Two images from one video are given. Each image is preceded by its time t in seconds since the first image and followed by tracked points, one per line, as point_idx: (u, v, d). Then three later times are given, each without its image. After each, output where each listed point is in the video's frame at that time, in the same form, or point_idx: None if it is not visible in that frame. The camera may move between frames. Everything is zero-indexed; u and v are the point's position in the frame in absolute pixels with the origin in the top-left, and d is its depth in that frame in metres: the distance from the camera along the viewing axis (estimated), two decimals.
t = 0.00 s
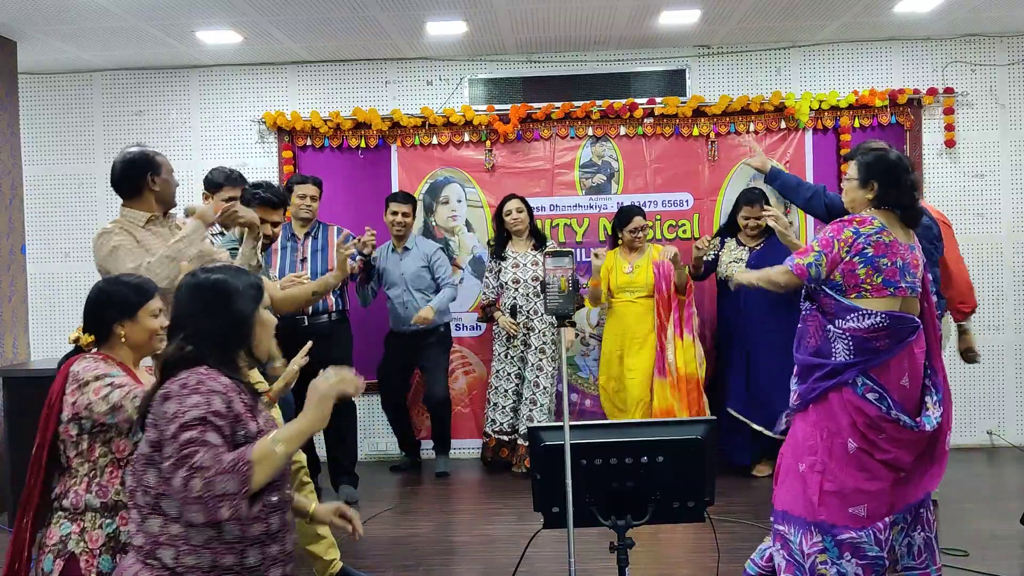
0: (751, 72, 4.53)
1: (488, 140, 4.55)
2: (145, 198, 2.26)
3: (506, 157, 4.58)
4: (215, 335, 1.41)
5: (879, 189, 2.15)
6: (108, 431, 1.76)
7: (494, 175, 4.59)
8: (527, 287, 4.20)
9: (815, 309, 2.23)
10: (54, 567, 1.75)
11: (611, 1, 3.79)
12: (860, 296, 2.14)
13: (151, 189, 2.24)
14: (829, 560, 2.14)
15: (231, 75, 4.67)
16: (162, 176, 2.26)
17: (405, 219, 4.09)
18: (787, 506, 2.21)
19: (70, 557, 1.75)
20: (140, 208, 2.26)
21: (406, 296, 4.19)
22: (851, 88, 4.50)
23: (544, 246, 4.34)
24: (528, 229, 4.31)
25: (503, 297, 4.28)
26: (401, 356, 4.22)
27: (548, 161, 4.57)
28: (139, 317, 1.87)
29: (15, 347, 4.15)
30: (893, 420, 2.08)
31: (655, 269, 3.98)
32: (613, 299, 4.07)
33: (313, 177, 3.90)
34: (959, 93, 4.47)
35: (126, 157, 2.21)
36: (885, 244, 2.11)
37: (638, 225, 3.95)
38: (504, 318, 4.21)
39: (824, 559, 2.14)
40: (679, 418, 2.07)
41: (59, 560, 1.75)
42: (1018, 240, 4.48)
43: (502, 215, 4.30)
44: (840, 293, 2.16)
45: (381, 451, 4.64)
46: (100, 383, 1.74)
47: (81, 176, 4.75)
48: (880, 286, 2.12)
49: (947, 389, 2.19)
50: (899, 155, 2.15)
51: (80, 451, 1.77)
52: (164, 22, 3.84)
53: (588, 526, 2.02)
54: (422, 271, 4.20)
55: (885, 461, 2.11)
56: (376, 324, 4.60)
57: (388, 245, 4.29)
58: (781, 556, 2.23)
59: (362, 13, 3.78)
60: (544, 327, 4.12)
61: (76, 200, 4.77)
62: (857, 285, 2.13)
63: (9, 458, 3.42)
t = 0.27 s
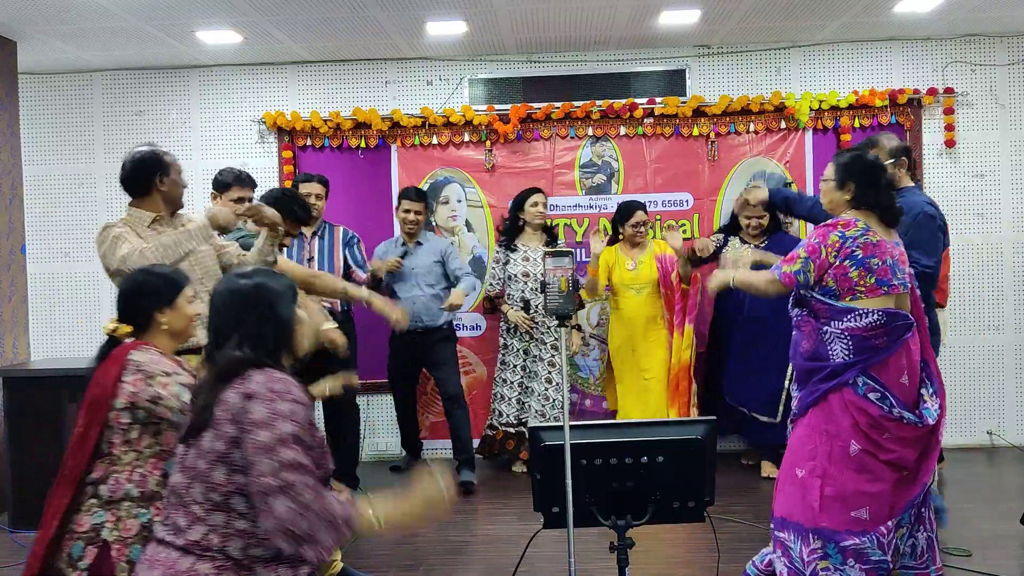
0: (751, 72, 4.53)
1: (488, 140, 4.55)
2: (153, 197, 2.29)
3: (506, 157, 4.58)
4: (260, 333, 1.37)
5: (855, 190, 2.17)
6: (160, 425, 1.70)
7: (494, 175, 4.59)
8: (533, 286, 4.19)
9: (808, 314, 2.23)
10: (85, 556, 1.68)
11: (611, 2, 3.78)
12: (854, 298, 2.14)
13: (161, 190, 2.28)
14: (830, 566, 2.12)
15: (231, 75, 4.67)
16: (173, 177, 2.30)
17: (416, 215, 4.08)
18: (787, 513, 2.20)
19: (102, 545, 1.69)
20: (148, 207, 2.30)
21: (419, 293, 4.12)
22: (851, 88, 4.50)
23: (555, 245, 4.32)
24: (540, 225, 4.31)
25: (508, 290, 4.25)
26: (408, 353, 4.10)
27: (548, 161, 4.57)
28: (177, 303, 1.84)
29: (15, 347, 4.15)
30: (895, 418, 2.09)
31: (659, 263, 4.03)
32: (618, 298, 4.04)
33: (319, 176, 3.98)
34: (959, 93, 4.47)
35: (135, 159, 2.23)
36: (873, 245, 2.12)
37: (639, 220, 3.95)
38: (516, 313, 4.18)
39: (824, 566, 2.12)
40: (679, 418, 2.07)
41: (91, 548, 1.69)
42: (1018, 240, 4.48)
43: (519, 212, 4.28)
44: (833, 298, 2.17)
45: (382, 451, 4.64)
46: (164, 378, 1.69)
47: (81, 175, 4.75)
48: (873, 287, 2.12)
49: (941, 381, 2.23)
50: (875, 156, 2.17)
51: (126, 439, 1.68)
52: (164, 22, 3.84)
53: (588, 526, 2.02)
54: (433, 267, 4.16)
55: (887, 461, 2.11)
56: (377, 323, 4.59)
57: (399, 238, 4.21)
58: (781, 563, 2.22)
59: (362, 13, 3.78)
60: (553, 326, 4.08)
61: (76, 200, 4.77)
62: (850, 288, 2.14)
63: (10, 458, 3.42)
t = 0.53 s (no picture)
0: (751, 72, 4.53)
1: (488, 140, 4.55)
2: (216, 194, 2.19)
3: (506, 157, 4.58)
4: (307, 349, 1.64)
5: (811, 194, 2.19)
6: (208, 423, 1.86)
7: (494, 175, 4.59)
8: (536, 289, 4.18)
9: (799, 328, 2.21)
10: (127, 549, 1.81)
11: (611, 1, 3.78)
12: (849, 302, 2.14)
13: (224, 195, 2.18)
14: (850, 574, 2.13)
15: (231, 75, 4.67)
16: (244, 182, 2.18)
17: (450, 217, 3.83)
18: (796, 528, 2.15)
19: (145, 537, 1.83)
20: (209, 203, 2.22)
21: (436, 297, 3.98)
22: (851, 88, 4.50)
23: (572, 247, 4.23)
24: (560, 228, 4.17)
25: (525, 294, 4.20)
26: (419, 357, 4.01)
27: (548, 161, 4.56)
28: (216, 301, 1.97)
29: (15, 347, 4.14)
30: (901, 416, 2.09)
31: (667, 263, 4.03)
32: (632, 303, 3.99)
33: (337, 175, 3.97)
34: (959, 93, 4.47)
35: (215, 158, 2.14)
36: (856, 246, 2.13)
37: (644, 221, 3.93)
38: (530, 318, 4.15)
39: None
40: (679, 418, 2.07)
41: (133, 539, 1.82)
42: (1018, 240, 4.48)
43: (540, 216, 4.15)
44: (828, 307, 2.16)
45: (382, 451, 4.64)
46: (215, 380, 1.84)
47: (81, 175, 4.75)
48: (866, 288, 2.12)
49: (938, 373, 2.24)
50: (834, 161, 2.18)
51: (177, 437, 1.85)
52: (164, 22, 3.84)
53: (588, 526, 2.02)
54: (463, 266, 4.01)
55: (895, 460, 2.10)
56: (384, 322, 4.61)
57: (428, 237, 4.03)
58: None
59: (362, 13, 3.78)
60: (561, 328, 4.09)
61: (76, 200, 4.77)
62: (843, 293, 2.14)
63: (10, 458, 3.42)
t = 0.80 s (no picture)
0: (751, 72, 4.53)
1: (488, 140, 4.55)
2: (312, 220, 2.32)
3: (506, 157, 4.58)
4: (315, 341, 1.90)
5: (790, 197, 2.19)
6: (217, 422, 1.97)
7: (494, 175, 4.59)
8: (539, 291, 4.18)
9: (799, 335, 2.21)
10: (144, 547, 1.92)
11: (611, 1, 3.78)
12: (847, 305, 2.13)
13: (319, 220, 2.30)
14: None
15: (230, 75, 4.67)
16: (346, 217, 2.30)
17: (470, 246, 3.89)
18: (803, 535, 2.14)
19: (161, 536, 1.94)
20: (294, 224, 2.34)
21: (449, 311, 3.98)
22: (851, 88, 4.50)
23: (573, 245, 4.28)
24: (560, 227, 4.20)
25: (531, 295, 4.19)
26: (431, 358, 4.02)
27: (548, 161, 4.56)
28: (218, 302, 2.04)
29: (15, 347, 4.14)
30: (904, 415, 2.10)
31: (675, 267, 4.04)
32: (637, 300, 3.97)
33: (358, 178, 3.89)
34: (959, 93, 4.47)
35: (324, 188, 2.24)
36: (850, 249, 2.12)
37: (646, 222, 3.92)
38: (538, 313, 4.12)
39: None
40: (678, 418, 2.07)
41: (150, 536, 1.93)
42: (1018, 240, 4.48)
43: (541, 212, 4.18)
44: (826, 313, 2.15)
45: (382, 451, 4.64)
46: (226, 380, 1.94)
47: (81, 176, 4.76)
48: (863, 289, 2.12)
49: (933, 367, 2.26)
50: (816, 165, 2.15)
51: (189, 436, 1.96)
52: (164, 22, 3.84)
53: (588, 526, 2.02)
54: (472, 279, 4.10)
55: (899, 459, 2.11)
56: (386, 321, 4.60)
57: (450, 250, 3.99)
58: None
59: (362, 13, 3.78)
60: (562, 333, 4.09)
61: (76, 200, 4.77)
62: (841, 298, 2.13)
63: (10, 458, 3.42)
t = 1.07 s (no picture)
0: (751, 72, 4.53)
1: (488, 140, 4.55)
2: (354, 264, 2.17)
3: (506, 157, 4.58)
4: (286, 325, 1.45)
5: (800, 194, 2.18)
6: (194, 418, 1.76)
7: (494, 175, 4.59)
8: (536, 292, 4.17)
9: (804, 334, 2.21)
10: (125, 546, 1.73)
11: (611, 1, 3.78)
12: (851, 305, 2.14)
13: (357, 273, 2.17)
14: None
15: (231, 75, 4.67)
16: (385, 269, 2.16)
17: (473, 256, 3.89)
18: (803, 532, 2.13)
19: (142, 536, 1.75)
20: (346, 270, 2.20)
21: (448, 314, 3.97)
22: (851, 88, 4.50)
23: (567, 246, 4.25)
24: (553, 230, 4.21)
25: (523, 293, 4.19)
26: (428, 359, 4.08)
27: (548, 161, 4.56)
28: (191, 296, 1.85)
29: (15, 348, 4.14)
30: (906, 416, 2.10)
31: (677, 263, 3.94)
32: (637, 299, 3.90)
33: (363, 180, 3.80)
34: (959, 93, 4.47)
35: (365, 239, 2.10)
36: (858, 250, 2.13)
37: (648, 218, 3.86)
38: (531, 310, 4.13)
39: None
40: (678, 419, 2.07)
41: (131, 536, 1.74)
42: (1018, 240, 4.48)
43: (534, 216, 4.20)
44: (830, 312, 2.16)
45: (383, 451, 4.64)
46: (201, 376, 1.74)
47: (81, 176, 4.76)
48: (868, 291, 2.13)
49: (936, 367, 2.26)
50: (825, 161, 2.15)
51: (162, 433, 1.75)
52: (164, 22, 3.84)
53: (588, 526, 2.02)
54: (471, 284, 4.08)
55: (901, 460, 2.11)
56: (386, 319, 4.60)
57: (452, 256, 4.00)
58: None
59: (362, 13, 3.78)
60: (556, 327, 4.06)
61: (76, 200, 4.77)
62: (847, 297, 2.13)
63: (10, 458, 3.42)
